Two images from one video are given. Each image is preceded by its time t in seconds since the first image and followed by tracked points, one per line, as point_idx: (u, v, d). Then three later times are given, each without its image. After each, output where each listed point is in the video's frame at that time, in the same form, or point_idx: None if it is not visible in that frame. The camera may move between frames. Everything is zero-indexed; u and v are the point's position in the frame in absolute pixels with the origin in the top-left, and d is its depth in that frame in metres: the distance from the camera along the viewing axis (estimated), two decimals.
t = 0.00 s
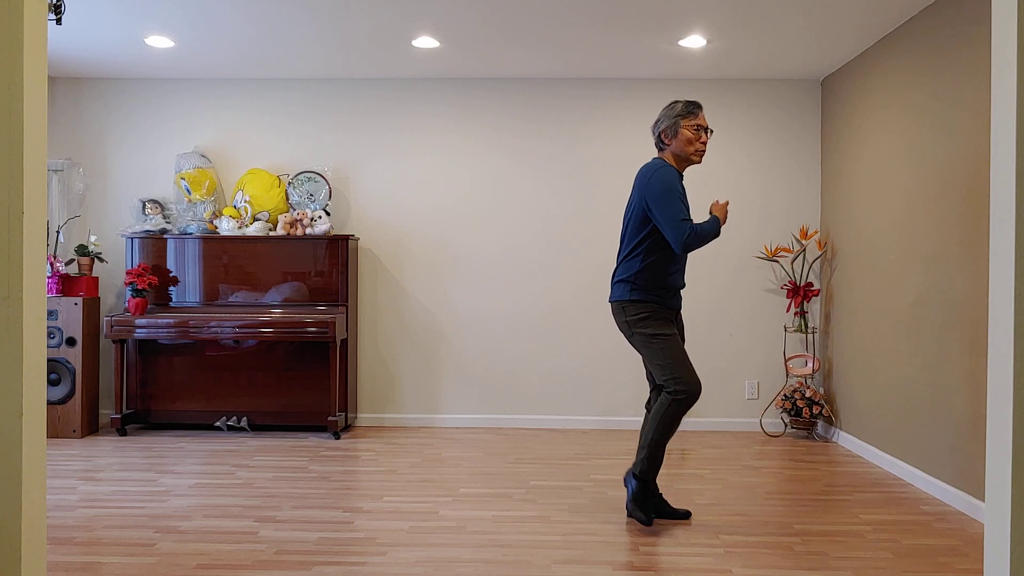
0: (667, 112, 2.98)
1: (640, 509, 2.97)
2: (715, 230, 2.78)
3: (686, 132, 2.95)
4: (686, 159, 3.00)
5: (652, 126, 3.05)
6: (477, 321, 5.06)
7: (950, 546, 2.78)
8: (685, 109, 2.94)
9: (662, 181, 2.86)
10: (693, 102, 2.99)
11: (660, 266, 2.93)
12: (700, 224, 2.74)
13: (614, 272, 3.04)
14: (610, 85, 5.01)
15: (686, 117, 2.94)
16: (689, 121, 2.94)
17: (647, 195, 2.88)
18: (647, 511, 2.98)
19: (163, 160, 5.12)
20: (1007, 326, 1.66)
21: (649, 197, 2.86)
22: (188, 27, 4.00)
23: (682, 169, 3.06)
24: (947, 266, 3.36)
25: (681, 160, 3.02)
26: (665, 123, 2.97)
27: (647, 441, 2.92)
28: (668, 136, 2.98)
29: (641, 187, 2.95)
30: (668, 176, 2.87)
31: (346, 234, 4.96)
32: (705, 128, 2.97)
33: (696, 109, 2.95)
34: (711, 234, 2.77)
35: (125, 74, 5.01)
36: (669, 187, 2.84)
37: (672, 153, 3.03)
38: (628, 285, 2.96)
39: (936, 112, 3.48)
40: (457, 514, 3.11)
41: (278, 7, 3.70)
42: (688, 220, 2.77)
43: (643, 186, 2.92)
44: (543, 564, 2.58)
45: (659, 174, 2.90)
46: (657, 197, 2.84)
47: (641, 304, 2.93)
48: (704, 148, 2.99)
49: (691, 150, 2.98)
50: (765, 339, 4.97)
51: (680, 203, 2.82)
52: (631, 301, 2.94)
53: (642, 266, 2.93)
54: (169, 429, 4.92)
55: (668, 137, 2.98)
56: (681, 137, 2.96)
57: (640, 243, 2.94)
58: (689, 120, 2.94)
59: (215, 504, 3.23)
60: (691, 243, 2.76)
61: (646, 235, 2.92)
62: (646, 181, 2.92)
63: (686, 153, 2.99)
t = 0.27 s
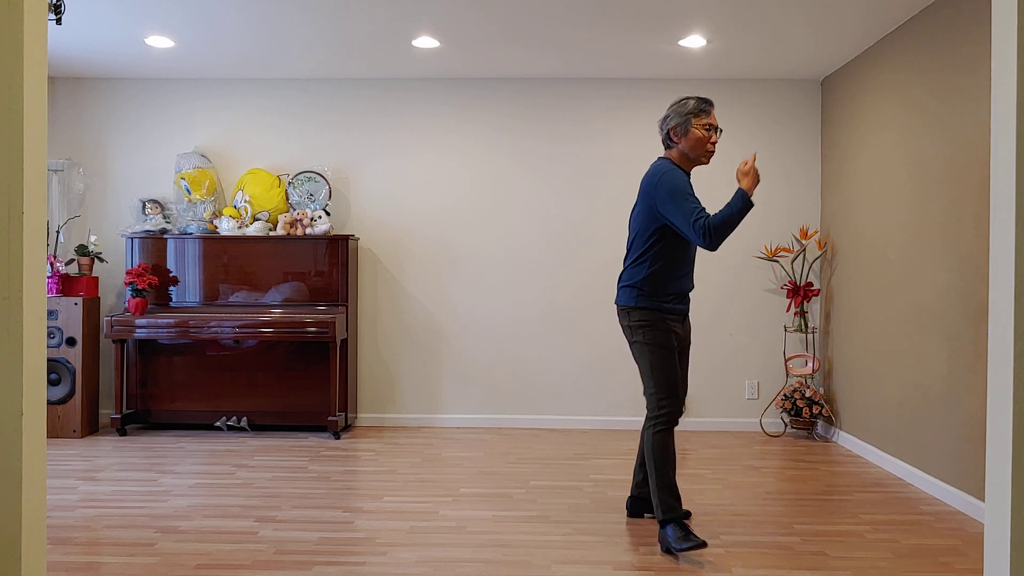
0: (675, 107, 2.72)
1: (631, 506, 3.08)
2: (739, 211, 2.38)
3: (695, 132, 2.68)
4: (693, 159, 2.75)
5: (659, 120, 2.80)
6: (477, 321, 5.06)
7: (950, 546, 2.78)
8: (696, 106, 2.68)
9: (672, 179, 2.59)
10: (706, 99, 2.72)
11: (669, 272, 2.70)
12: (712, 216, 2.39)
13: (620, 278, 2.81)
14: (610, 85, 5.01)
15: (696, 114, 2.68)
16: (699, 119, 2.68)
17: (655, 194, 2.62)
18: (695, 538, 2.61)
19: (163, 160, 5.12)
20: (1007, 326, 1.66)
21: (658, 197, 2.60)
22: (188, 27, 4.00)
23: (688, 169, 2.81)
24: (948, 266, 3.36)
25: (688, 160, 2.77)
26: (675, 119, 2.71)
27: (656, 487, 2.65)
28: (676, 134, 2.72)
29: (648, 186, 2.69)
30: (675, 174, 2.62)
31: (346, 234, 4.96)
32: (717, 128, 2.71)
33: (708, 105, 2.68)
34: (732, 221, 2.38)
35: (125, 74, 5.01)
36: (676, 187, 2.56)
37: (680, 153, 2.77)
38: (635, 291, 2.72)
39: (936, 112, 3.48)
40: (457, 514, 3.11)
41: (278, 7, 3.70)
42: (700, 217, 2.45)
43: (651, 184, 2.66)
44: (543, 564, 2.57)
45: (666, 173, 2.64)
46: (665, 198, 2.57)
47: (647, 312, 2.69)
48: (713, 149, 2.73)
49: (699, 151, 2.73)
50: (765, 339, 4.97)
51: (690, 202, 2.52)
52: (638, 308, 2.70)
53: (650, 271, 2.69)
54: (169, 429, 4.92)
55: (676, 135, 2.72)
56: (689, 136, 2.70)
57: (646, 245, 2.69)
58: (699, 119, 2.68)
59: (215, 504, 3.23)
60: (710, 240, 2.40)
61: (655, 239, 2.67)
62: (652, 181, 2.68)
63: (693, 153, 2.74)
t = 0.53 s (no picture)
0: (687, 94, 2.53)
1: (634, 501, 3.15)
2: (772, 187, 2.11)
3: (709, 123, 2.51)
4: (707, 150, 2.59)
5: (671, 106, 2.62)
6: (477, 321, 5.07)
7: (950, 546, 2.78)
8: (710, 94, 2.50)
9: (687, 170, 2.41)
10: (720, 85, 2.54)
11: (684, 268, 2.53)
12: (734, 199, 2.16)
13: (631, 269, 2.67)
14: (610, 85, 5.01)
15: (711, 104, 2.50)
16: (714, 109, 2.50)
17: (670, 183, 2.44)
18: (698, 552, 2.54)
19: (163, 160, 5.12)
20: (1007, 326, 1.66)
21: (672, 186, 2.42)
22: (189, 27, 4.00)
23: (700, 159, 2.64)
24: (949, 266, 3.35)
25: (701, 150, 2.60)
26: (688, 109, 2.53)
27: (654, 497, 2.59)
28: (689, 124, 2.54)
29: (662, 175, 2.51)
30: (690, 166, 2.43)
31: (346, 234, 4.96)
32: (732, 116, 2.54)
33: (724, 93, 2.49)
34: (761, 201, 2.13)
35: (125, 75, 5.01)
36: (688, 178, 2.37)
37: (693, 143, 2.60)
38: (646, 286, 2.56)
39: (936, 111, 3.48)
40: (457, 514, 3.11)
41: (279, 7, 3.70)
42: (717, 206, 2.24)
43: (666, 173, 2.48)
44: (543, 564, 2.57)
45: (680, 163, 2.46)
46: (678, 190, 2.39)
47: (656, 310, 2.55)
48: (728, 140, 2.56)
49: (713, 142, 2.56)
50: (765, 339, 4.97)
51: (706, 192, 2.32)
52: (648, 304, 2.55)
53: (663, 267, 2.53)
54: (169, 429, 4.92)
55: (689, 125, 2.55)
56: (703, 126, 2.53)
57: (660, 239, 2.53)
58: (714, 108, 2.50)
59: (215, 504, 3.23)
60: (736, 227, 2.18)
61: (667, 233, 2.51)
62: (664, 170, 2.50)
63: (706, 144, 2.58)
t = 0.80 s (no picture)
0: (697, 85, 2.49)
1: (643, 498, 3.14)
2: (787, 180, 2.04)
3: (719, 114, 2.47)
4: (716, 142, 2.54)
5: (679, 97, 2.58)
6: (477, 321, 5.07)
7: (950, 546, 2.78)
8: (720, 85, 2.46)
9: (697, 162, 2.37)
10: (729, 75, 2.50)
11: (692, 265, 2.50)
12: (745, 191, 2.10)
13: (636, 265, 2.63)
14: (611, 85, 5.01)
15: (721, 95, 2.46)
16: (725, 99, 2.46)
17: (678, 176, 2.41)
18: (698, 553, 2.55)
19: (163, 160, 5.12)
20: (1007, 327, 1.66)
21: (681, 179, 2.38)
22: (189, 27, 4.00)
23: (709, 151, 2.60)
24: (949, 265, 3.35)
25: (710, 142, 2.56)
26: (697, 99, 2.49)
27: (654, 499, 2.58)
28: (698, 115, 2.50)
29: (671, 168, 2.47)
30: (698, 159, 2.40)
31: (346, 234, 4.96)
32: (742, 107, 2.50)
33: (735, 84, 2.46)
34: (774, 194, 2.06)
35: (125, 75, 5.01)
36: (698, 170, 2.33)
37: (702, 135, 2.56)
38: (652, 282, 2.52)
39: (937, 110, 3.48)
40: (457, 514, 3.11)
41: (279, 7, 3.70)
42: (727, 199, 2.19)
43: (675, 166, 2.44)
44: (543, 564, 2.57)
45: (686, 157, 2.43)
46: (687, 184, 2.35)
47: (662, 308, 2.52)
48: (738, 131, 2.52)
49: (723, 133, 2.52)
50: (765, 339, 4.97)
51: (716, 184, 2.26)
52: (654, 301, 2.52)
53: (670, 264, 2.50)
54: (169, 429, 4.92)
55: (699, 116, 2.51)
56: (713, 117, 2.49)
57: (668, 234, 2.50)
58: (725, 99, 2.46)
59: (215, 504, 3.23)
60: (749, 218, 2.12)
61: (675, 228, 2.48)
62: (674, 164, 2.46)
63: (716, 135, 2.53)
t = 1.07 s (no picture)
0: (702, 82, 2.48)
1: (631, 508, 2.92)
2: (790, 187, 2.02)
3: (724, 112, 2.46)
4: (720, 140, 2.53)
5: (683, 94, 2.56)
6: (477, 321, 5.07)
7: (950, 546, 2.78)
8: (726, 82, 2.44)
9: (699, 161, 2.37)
10: (733, 72, 2.49)
11: (694, 265, 2.50)
12: (748, 193, 2.10)
13: (638, 266, 2.64)
14: (611, 85, 5.01)
15: (726, 92, 2.44)
16: (730, 97, 2.45)
17: (680, 175, 2.41)
18: (698, 553, 2.55)
19: (163, 160, 5.12)
20: (1007, 327, 1.66)
21: (682, 178, 2.38)
22: (189, 27, 4.00)
23: (713, 149, 2.59)
24: (949, 265, 3.35)
25: (714, 140, 2.55)
26: (701, 96, 2.48)
27: (654, 499, 2.58)
28: (702, 112, 2.50)
29: (673, 167, 2.48)
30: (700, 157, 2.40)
31: (346, 234, 4.96)
32: (747, 105, 2.49)
33: (740, 82, 2.44)
34: (775, 200, 2.05)
35: (125, 75, 5.01)
36: (700, 169, 2.33)
37: (705, 133, 2.55)
38: (653, 283, 2.53)
39: (936, 110, 3.48)
40: (457, 514, 3.12)
41: (279, 7, 3.70)
42: (728, 198, 2.19)
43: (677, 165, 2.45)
44: (543, 564, 2.57)
45: (688, 155, 2.43)
46: (688, 183, 2.35)
47: (663, 310, 2.52)
48: (742, 129, 2.51)
49: (728, 131, 2.51)
50: (765, 339, 4.97)
51: (718, 183, 2.26)
52: (655, 303, 2.52)
53: (672, 264, 2.50)
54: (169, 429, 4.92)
55: (703, 114, 2.50)
56: (718, 115, 2.48)
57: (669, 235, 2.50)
58: (730, 96, 2.45)
59: (215, 504, 3.23)
60: (750, 219, 2.11)
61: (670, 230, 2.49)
62: (675, 163, 2.47)
63: (720, 133, 2.52)
